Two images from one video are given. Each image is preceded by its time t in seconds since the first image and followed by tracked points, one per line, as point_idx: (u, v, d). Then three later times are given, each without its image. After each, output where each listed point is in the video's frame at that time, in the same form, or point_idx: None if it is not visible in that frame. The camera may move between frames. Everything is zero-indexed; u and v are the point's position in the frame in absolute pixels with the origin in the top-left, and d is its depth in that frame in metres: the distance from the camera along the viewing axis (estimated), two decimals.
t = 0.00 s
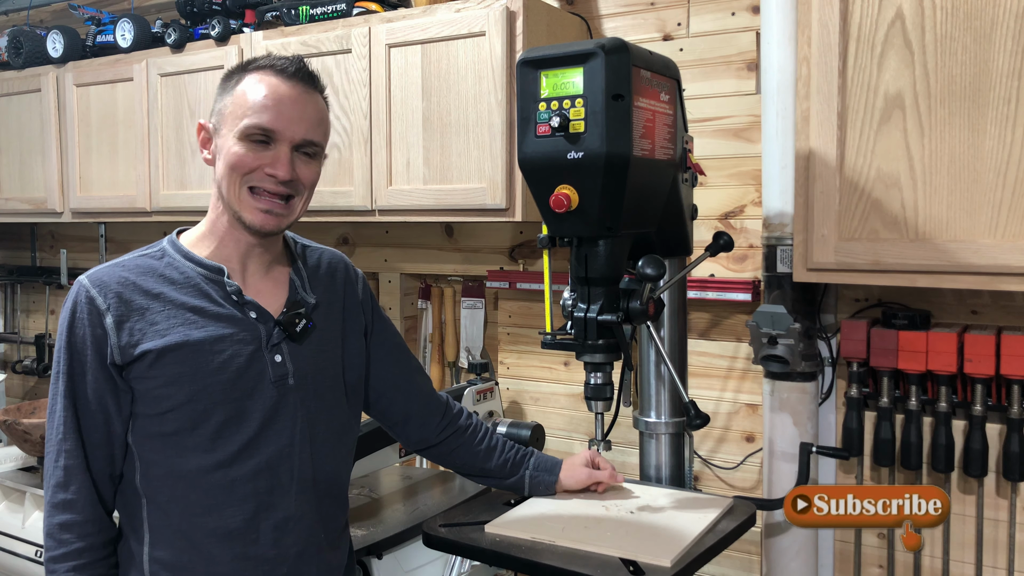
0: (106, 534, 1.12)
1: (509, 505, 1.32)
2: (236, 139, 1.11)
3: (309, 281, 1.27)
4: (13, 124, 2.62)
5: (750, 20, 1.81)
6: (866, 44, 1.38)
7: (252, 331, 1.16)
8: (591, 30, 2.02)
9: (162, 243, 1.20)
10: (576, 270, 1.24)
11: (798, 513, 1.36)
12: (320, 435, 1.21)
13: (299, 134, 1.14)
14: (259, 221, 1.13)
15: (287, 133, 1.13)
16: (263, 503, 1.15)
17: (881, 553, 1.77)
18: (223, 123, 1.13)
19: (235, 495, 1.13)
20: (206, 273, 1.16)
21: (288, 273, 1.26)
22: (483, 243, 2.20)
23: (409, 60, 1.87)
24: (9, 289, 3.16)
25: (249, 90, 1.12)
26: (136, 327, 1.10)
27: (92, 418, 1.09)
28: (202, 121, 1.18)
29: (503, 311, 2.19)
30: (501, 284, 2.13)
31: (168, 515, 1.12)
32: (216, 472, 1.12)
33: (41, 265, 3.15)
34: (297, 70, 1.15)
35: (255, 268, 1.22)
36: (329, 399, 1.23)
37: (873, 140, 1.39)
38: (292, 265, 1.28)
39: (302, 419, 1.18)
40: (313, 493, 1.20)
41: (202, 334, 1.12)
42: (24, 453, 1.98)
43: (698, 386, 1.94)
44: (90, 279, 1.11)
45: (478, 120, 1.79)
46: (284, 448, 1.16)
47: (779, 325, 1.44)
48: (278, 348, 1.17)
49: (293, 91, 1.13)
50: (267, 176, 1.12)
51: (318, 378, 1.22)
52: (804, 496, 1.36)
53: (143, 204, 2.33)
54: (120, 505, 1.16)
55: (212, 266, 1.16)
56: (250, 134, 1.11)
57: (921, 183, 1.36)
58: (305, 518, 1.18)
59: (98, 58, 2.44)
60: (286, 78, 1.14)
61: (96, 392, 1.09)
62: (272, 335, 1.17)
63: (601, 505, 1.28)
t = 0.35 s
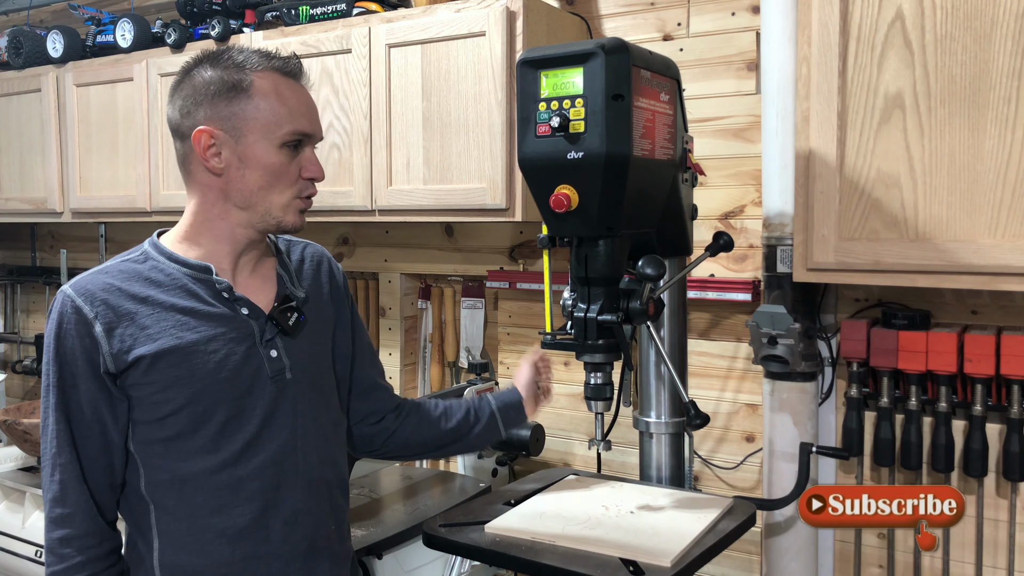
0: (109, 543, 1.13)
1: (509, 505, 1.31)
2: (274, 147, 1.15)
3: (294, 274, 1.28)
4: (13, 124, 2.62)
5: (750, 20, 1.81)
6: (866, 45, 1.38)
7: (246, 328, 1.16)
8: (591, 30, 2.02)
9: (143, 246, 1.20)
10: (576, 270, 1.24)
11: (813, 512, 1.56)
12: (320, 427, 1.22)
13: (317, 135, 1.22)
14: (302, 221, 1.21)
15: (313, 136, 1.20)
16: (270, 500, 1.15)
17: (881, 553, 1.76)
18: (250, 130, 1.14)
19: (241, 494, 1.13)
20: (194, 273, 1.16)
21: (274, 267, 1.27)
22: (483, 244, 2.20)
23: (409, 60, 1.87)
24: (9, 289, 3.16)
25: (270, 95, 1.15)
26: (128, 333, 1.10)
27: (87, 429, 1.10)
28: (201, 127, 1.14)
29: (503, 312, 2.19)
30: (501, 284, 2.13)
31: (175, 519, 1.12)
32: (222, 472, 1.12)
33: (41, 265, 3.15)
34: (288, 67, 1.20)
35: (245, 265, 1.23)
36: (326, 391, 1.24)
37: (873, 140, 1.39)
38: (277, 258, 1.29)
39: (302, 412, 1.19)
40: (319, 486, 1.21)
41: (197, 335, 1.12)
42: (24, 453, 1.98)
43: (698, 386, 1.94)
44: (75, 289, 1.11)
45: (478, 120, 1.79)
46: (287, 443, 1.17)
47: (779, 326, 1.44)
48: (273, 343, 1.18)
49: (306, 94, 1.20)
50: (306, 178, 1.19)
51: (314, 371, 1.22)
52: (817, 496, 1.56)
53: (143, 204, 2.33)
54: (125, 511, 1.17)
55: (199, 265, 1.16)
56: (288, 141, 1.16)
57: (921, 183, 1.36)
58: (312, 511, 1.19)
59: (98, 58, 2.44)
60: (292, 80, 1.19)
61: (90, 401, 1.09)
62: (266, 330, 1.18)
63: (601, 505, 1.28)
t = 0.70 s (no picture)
0: (109, 547, 1.12)
1: (509, 505, 1.31)
2: (222, 133, 1.11)
3: (297, 275, 1.29)
4: (13, 124, 2.62)
5: (750, 20, 1.81)
6: (865, 45, 1.38)
7: (247, 331, 1.16)
8: (591, 30, 2.02)
9: (143, 248, 1.20)
10: (576, 270, 1.24)
11: (824, 513, 1.58)
12: (320, 429, 1.22)
13: (287, 125, 1.15)
14: (254, 213, 1.14)
15: (275, 125, 1.13)
16: (271, 503, 1.15)
17: (881, 553, 1.76)
18: (206, 117, 1.13)
19: (242, 498, 1.13)
20: (194, 276, 1.16)
21: (276, 267, 1.28)
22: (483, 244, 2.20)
23: (409, 60, 1.87)
24: (9, 289, 3.16)
25: (233, 82, 1.12)
26: (128, 336, 1.10)
27: (88, 433, 1.09)
28: (180, 116, 1.17)
29: (503, 311, 2.19)
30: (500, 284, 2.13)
31: (175, 523, 1.12)
32: (223, 476, 1.12)
33: (41, 265, 3.15)
34: (279, 61, 1.16)
35: (243, 264, 1.22)
36: (326, 393, 1.24)
37: (873, 140, 1.39)
38: (279, 259, 1.29)
39: (302, 415, 1.19)
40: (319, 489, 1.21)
41: (197, 339, 1.13)
42: (24, 453, 1.98)
43: (698, 386, 1.94)
44: (75, 292, 1.10)
45: (478, 120, 1.79)
46: (288, 446, 1.17)
47: (779, 325, 1.44)
48: (274, 346, 1.18)
49: (278, 82, 1.14)
50: (255, 169, 1.12)
51: (315, 373, 1.22)
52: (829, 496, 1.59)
53: (143, 204, 2.33)
54: (127, 515, 1.17)
55: (199, 267, 1.16)
56: (237, 127, 1.11)
57: (921, 183, 1.36)
58: (311, 513, 1.19)
59: (98, 58, 2.44)
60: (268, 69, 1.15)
61: (90, 405, 1.09)
62: (267, 333, 1.18)
63: (601, 505, 1.28)
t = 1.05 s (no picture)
0: (110, 540, 1.14)
1: (509, 505, 1.31)
2: (230, 130, 1.12)
3: (312, 278, 1.28)
4: (12, 124, 2.62)
5: (750, 20, 1.81)
6: (866, 44, 1.38)
7: (255, 333, 1.16)
8: (591, 30, 2.02)
9: (162, 242, 1.21)
10: (577, 270, 1.24)
11: (831, 512, 1.68)
12: (326, 436, 1.21)
13: (293, 124, 1.14)
14: (252, 215, 1.13)
15: (281, 124, 1.13)
16: (269, 508, 1.15)
17: (881, 553, 1.76)
18: (220, 115, 1.15)
19: (240, 501, 1.13)
20: (206, 275, 1.16)
21: (292, 270, 1.27)
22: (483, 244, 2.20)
23: (408, 60, 1.87)
24: (9, 289, 3.16)
25: (245, 80, 1.13)
26: (134, 333, 1.10)
27: (93, 427, 1.11)
28: (206, 116, 1.22)
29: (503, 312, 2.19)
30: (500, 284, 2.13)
31: (173, 522, 1.13)
32: (222, 479, 1.12)
33: (41, 265, 3.15)
34: (296, 60, 1.16)
35: (257, 267, 1.22)
36: (334, 399, 1.23)
37: (873, 140, 1.39)
38: (295, 261, 1.28)
39: (308, 421, 1.18)
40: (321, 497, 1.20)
41: (203, 340, 1.12)
42: (24, 453, 1.99)
43: (698, 386, 1.94)
44: (87, 285, 1.11)
45: (478, 120, 1.79)
46: (290, 451, 1.16)
47: (779, 325, 1.44)
48: (282, 350, 1.17)
49: (288, 81, 1.14)
50: (258, 167, 1.12)
51: (323, 378, 1.22)
52: (837, 496, 1.68)
53: (143, 204, 2.33)
54: (129, 509, 1.18)
55: (211, 267, 1.16)
56: (243, 125, 1.12)
57: (921, 183, 1.36)
58: (311, 520, 1.19)
59: (98, 58, 2.44)
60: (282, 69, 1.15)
61: (96, 400, 1.10)
62: (275, 336, 1.18)
63: (601, 505, 1.28)
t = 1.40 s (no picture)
0: (116, 538, 1.15)
1: (509, 505, 1.31)
2: (252, 136, 1.12)
3: (327, 283, 1.27)
4: (13, 124, 2.62)
5: (750, 20, 1.81)
6: (866, 44, 1.38)
7: (267, 338, 1.16)
8: (591, 30, 2.02)
9: (177, 241, 1.21)
10: (576, 270, 1.24)
11: (836, 512, 1.72)
12: (334, 442, 1.21)
13: (317, 134, 1.14)
14: (273, 221, 1.13)
15: (304, 133, 1.13)
16: (275, 513, 1.15)
17: (881, 553, 1.76)
18: (243, 120, 1.14)
19: (246, 505, 1.13)
20: (221, 277, 1.16)
21: (307, 275, 1.27)
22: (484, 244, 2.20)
23: (409, 60, 1.87)
24: (9, 289, 3.16)
25: (269, 87, 1.13)
26: (146, 333, 1.11)
27: (103, 424, 1.11)
28: (228, 117, 1.21)
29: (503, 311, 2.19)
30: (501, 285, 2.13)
31: (178, 522, 1.14)
32: (229, 482, 1.13)
33: (41, 265, 3.15)
34: (321, 68, 1.15)
35: (273, 271, 1.22)
36: (345, 405, 1.23)
37: (873, 140, 1.39)
38: (311, 266, 1.28)
39: (316, 427, 1.18)
40: (325, 502, 1.20)
41: (214, 343, 1.12)
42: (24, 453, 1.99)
43: (698, 386, 1.94)
44: (102, 282, 1.11)
45: (478, 120, 1.79)
46: (298, 457, 1.16)
47: (779, 325, 1.44)
48: (293, 356, 1.17)
49: (313, 89, 1.14)
50: (279, 175, 1.11)
51: (334, 384, 1.21)
52: (842, 496, 1.71)
53: (143, 204, 2.33)
54: (134, 506, 1.19)
55: (226, 268, 1.16)
56: (266, 132, 1.12)
57: (921, 182, 1.36)
58: (315, 525, 1.19)
59: (98, 58, 2.44)
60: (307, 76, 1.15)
61: (107, 398, 1.10)
62: (287, 341, 1.18)
63: (601, 505, 1.28)
